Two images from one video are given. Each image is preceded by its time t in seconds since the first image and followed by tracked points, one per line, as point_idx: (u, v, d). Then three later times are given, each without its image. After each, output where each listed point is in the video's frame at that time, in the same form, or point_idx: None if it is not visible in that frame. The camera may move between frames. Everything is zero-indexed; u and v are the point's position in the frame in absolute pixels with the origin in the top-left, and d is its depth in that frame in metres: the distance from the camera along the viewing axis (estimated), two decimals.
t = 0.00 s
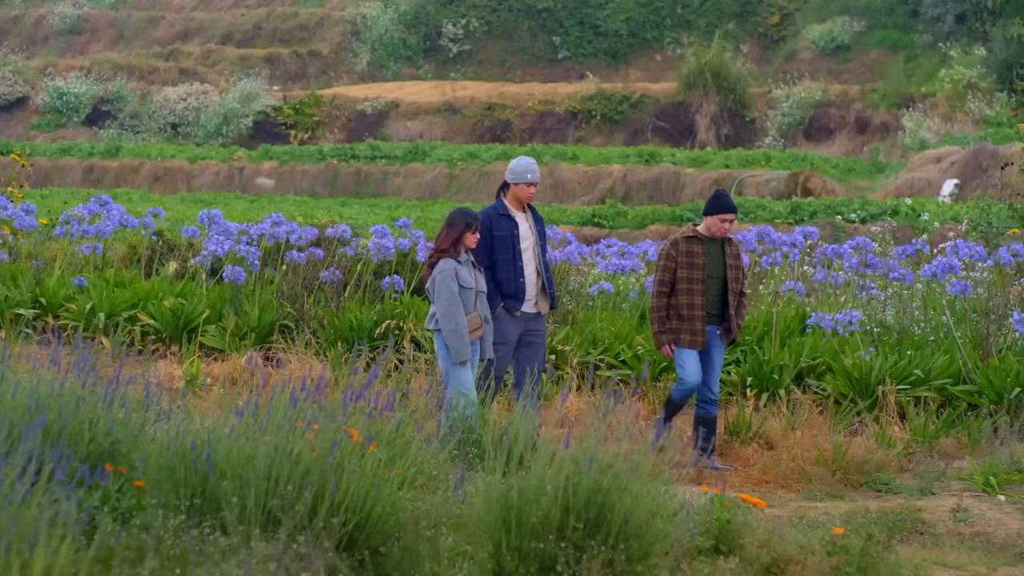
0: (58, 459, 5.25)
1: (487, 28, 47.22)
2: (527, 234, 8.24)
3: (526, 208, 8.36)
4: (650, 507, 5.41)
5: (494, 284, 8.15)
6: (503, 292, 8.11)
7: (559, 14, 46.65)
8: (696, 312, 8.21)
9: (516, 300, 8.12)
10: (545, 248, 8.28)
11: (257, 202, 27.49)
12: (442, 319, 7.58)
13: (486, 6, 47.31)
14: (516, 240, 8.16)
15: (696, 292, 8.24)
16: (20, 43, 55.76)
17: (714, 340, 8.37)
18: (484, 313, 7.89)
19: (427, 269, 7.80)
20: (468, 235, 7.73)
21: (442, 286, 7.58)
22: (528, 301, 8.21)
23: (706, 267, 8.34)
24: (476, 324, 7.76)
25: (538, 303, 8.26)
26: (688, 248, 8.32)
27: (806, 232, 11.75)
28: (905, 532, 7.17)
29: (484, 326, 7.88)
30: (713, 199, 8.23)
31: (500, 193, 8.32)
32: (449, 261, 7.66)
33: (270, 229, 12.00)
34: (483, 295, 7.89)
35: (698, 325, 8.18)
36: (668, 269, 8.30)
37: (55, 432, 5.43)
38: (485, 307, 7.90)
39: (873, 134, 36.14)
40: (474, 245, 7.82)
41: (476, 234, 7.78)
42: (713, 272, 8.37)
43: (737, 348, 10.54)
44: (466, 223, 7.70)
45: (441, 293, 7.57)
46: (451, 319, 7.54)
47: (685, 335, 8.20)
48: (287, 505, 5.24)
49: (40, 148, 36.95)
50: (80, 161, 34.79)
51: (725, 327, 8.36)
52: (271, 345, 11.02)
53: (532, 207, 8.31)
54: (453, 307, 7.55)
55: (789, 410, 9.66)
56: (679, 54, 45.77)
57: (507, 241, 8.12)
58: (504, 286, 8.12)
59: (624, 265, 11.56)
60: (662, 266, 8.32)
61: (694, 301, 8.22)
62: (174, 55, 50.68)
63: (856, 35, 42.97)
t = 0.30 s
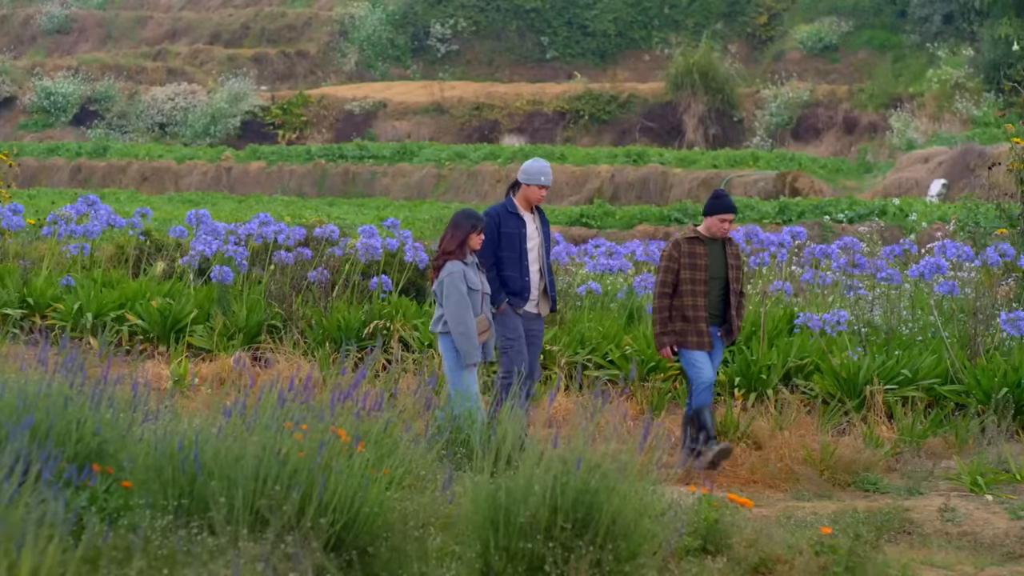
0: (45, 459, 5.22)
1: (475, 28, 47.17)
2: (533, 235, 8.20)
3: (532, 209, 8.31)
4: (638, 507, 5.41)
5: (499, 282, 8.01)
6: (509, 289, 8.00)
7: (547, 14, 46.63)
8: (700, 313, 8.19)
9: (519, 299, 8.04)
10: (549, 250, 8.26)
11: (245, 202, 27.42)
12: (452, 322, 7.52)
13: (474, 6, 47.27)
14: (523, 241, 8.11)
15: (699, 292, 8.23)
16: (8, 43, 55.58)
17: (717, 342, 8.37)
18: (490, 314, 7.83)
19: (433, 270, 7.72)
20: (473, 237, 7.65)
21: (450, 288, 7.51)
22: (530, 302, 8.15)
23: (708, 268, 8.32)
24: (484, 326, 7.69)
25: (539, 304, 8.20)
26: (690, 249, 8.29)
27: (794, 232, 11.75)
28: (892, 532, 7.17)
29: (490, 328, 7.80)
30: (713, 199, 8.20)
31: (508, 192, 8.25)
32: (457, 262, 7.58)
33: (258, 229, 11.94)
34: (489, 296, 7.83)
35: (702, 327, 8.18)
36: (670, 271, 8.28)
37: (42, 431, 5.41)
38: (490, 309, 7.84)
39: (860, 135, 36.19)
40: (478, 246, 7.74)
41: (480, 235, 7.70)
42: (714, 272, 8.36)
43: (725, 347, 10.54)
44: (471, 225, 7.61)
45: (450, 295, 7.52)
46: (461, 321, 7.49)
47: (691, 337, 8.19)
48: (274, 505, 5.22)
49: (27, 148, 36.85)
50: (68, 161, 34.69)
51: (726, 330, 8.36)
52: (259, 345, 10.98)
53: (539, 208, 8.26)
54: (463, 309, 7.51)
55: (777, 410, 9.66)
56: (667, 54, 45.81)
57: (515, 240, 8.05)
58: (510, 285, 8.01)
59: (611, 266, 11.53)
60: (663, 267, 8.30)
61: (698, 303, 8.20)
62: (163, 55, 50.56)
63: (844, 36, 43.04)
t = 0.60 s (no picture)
0: (32, 458, 5.20)
1: (463, 27, 47.15)
2: (535, 235, 8.17)
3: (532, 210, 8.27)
4: (626, 507, 5.40)
5: (502, 282, 7.99)
6: (513, 288, 7.98)
7: (535, 14, 46.62)
8: (708, 318, 8.12)
9: (523, 297, 8.02)
10: (549, 249, 8.23)
11: (233, 201, 27.35)
12: (461, 320, 7.51)
13: (462, 5, 47.26)
14: (526, 241, 8.08)
15: (707, 297, 8.15)
16: None
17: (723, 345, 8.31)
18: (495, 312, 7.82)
19: (439, 269, 7.71)
20: (479, 234, 7.62)
21: (458, 286, 7.52)
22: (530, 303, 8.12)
23: (711, 270, 8.25)
24: (492, 324, 7.71)
25: (538, 306, 8.17)
26: (693, 253, 8.20)
27: (780, 232, 11.75)
28: (880, 532, 7.18)
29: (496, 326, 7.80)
30: (707, 200, 8.12)
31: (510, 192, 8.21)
32: (463, 261, 7.57)
33: (245, 229, 11.89)
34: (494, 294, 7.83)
35: (710, 332, 8.11)
36: (674, 277, 8.16)
37: (30, 432, 5.39)
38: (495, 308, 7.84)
39: (848, 135, 36.25)
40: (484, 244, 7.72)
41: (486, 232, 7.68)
42: (717, 273, 8.28)
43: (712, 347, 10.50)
44: (477, 222, 7.60)
45: (457, 294, 7.52)
46: (470, 319, 7.49)
47: (699, 343, 8.10)
48: (262, 505, 5.21)
49: (14, 148, 36.72)
50: (55, 161, 34.58)
51: (732, 328, 8.30)
52: (246, 345, 10.94)
53: (539, 209, 8.23)
54: (471, 307, 7.51)
55: (765, 410, 9.66)
56: (654, 54, 45.83)
57: (518, 240, 8.02)
58: (513, 284, 7.99)
59: (598, 266, 11.51)
60: (666, 274, 8.17)
61: (705, 308, 8.13)
62: (150, 54, 50.45)
63: (832, 36, 43.12)
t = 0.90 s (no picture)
0: (18, 458, 5.18)
1: (448, 27, 47.13)
2: (534, 237, 8.14)
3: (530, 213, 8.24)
4: (611, 506, 5.38)
5: (507, 288, 7.97)
6: (518, 294, 7.96)
7: (520, 13, 46.60)
8: (715, 319, 8.12)
9: (529, 303, 7.99)
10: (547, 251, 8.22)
11: (218, 201, 27.28)
12: (454, 322, 7.47)
13: (447, 5, 47.24)
14: (527, 243, 8.04)
15: (711, 298, 8.15)
16: None
17: (728, 344, 8.31)
18: (495, 316, 7.76)
19: (438, 271, 7.68)
20: (479, 235, 7.60)
21: (453, 288, 7.49)
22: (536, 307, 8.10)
23: (714, 270, 8.25)
24: (486, 327, 7.63)
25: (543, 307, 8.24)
26: (694, 255, 8.20)
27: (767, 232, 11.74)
28: (864, 532, 7.18)
29: (495, 329, 7.73)
30: (699, 199, 8.13)
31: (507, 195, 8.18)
32: (461, 262, 7.54)
33: (231, 228, 11.85)
34: (492, 297, 7.76)
35: (716, 332, 8.10)
36: (678, 280, 8.16)
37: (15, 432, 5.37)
38: (496, 311, 7.77)
39: (834, 135, 36.27)
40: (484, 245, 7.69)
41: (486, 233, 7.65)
42: (719, 273, 8.29)
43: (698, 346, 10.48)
44: (477, 223, 7.58)
45: (452, 295, 7.48)
46: (463, 321, 7.44)
47: (706, 345, 8.09)
48: (247, 505, 5.17)
49: None
50: (40, 161, 34.45)
51: (738, 326, 8.28)
52: (232, 345, 10.90)
53: (536, 211, 8.19)
54: (465, 308, 7.46)
55: (750, 410, 9.65)
56: (640, 53, 45.86)
57: (520, 244, 7.97)
58: (517, 289, 7.96)
59: (585, 266, 11.47)
60: (670, 278, 8.16)
61: (712, 309, 8.13)
62: (136, 53, 50.32)
63: (817, 35, 43.19)
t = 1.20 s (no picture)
0: (1, 458, 5.14)
1: (433, 26, 47.07)
2: (533, 237, 8.06)
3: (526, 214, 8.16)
4: (595, 505, 5.36)
5: (511, 292, 7.92)
6: (522, 299, 7.89)
7: (505, 12, 46.55)
8: (709, 316, 8.11)
9: (534, 306, 7.92)
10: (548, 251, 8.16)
11: (202, 200, 27.20)
12: (453, 324, 7.49)
13: (431, 4, 47.18)
14: (528, 246, 7.95)
15: (706, 295, 8.14)
16: None
17: (729, 336, 8.28)
18: (500, 316, 7.71)
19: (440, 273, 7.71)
20: (479, 236, 7.61)
21: (453, 290, 7.49)
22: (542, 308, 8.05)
23: (707, 267, 8.25)
24: (490, 327, 7.61)
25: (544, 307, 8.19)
26: (688, 252, 8.19)
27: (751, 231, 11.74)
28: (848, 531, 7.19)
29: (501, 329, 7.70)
30: (693, 195, 8.11)
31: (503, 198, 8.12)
32: (460, 263, 7.57)
33: (215, 227, 11.79)
34: (498, 297, 7.74)
35: (711, 329, 8.10)
36: (672, 278, 8.15)
37: None
38: (499, 311, 7.72)
39: (817, 134, 36.28)
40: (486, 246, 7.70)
41: (486, 234, 7.65)
42: (713, 268, 8.29)
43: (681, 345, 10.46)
44: (477, 224, 7.59)
45: (451, 297, 7.48)
46: (462, 323, 7.46)
47: (701, 342, 8.10)
48: (231, 504, 5.15)
49: None
50: (23, 160, 34.31)
51: (735, 319, 8.30)
52: (215, 344, 10.86)
53: (532, 211, 8.11)
54: (464, 310, 7.47)
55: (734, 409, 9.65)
56: (624, 53, 45.88)
57: (521, 247, 7.89)
58: (522, 293, 7.90)
59: (569, 265, 11.43)
60: (665, 275, 8.15)
61: (706, 305, 8.12)
62: (119, 52, 50.14)
63: (801, 35, 43.27)
